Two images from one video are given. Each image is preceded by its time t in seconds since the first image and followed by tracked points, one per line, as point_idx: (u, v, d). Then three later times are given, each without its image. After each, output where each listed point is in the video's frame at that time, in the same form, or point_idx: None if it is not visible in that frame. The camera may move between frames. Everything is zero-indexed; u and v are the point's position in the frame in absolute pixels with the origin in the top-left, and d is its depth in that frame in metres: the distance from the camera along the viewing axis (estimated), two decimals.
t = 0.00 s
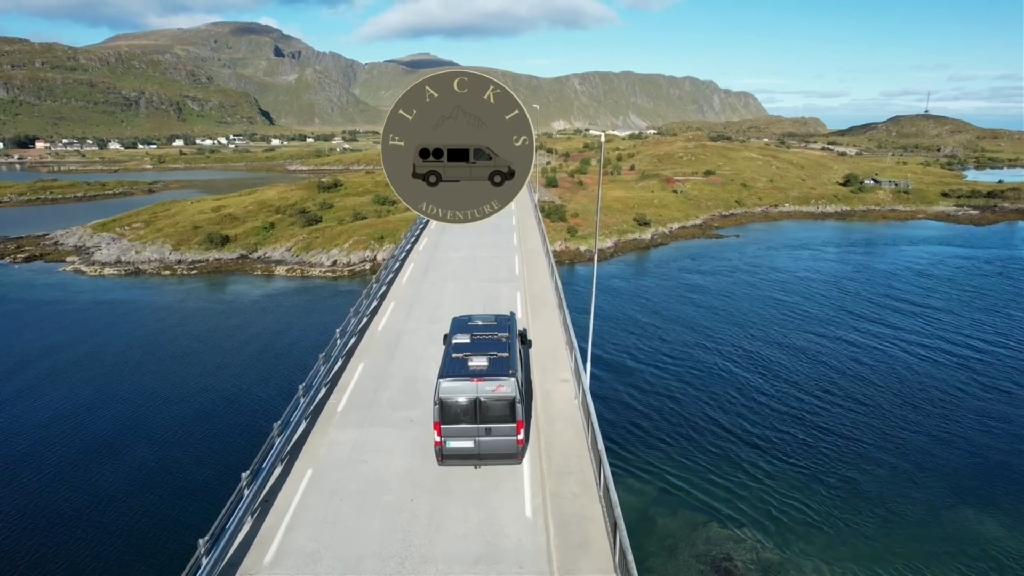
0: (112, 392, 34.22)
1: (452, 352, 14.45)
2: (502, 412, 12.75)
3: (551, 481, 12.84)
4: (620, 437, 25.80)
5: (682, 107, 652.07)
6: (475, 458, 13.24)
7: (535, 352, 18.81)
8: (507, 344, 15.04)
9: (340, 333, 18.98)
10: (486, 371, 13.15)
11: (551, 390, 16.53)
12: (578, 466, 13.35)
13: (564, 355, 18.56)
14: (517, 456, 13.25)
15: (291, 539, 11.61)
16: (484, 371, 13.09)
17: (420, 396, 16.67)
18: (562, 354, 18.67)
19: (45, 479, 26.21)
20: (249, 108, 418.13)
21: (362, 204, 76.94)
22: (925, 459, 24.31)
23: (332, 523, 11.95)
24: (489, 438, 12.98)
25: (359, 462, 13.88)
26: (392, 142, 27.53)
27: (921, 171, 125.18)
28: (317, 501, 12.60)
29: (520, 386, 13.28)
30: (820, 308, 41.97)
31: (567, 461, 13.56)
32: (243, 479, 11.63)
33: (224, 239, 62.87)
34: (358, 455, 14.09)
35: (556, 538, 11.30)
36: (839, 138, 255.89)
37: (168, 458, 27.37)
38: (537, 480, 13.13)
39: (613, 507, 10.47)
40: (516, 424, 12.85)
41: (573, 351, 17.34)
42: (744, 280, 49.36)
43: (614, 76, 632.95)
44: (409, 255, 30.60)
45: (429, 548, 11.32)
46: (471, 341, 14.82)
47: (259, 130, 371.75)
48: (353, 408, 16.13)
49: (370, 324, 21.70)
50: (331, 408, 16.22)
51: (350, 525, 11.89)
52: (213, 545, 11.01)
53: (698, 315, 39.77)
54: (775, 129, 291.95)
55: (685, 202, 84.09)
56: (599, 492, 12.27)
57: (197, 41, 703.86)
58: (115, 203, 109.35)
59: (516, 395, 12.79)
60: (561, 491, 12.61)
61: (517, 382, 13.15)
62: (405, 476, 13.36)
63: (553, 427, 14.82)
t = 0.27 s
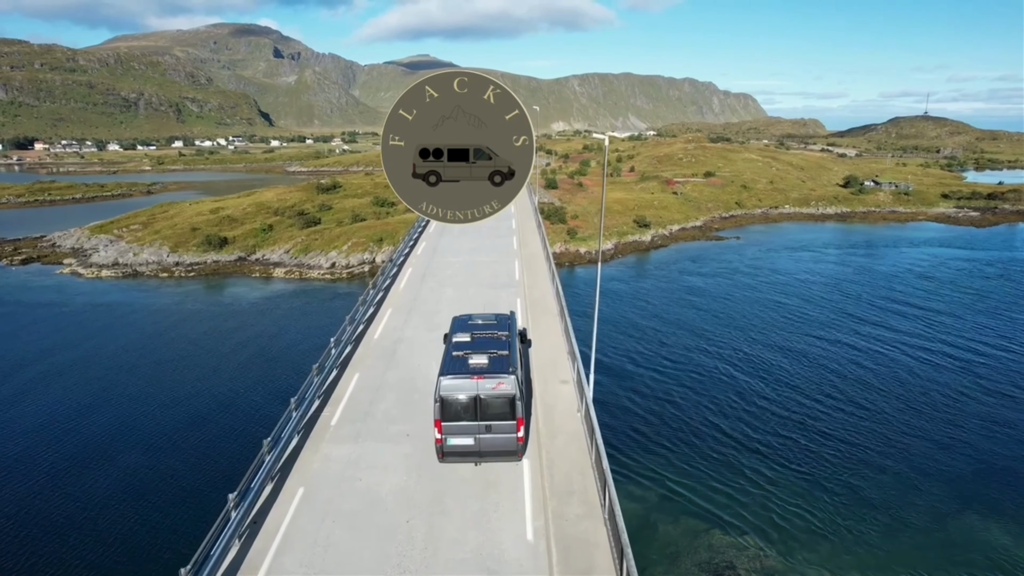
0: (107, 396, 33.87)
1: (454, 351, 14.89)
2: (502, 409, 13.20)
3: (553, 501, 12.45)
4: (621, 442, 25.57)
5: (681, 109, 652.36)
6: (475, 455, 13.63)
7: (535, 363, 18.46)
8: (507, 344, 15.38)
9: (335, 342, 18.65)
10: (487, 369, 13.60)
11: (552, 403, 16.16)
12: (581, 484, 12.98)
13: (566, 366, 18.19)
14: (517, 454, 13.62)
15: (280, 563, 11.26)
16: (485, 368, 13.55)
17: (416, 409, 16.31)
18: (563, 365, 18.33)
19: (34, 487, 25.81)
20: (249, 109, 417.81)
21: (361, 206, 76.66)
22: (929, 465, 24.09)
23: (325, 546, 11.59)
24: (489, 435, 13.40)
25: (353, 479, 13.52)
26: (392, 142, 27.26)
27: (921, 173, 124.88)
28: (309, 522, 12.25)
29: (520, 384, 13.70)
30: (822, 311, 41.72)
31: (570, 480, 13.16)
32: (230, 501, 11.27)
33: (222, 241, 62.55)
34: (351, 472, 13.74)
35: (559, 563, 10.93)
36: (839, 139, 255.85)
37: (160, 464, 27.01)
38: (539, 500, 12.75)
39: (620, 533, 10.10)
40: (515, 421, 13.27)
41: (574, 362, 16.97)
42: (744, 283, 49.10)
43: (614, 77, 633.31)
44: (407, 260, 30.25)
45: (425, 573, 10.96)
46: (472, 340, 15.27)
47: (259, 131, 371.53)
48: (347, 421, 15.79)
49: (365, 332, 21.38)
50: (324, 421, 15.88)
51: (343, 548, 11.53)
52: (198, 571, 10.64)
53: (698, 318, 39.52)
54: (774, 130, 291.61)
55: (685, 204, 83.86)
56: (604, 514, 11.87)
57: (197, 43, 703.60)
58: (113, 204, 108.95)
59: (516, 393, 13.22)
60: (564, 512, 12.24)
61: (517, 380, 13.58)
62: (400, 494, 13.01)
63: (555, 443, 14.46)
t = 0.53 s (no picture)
0: (102, 399, 33.61)
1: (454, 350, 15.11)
2: (502, 408, 13.46)
3: (555, 518, 12.16)
4: (621, 446, 25.40)
5: (681, 110, 652.77)
6: (476, 454, 13.94)
7: (535, 371, 18.21)
8: (507, 343, 15.64)
9: (330, 350, 18.39)
10: (488, 368, 13.83)
11: (554, 413, 15.90)
12: (585, 500, 12.69)
13: (567, 375, 17.89)
14: (517, 452, 13.95)
15: None
16: (485, 368, 13.76)
17: (414, 420, 16.04)
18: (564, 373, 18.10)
19: (24, 494, 25.46)
20: (248, 110, 417.58)
21: (360, 207, 76.50)
22: (932, 469, 23.94)
23: (318, 564, 11.35)
24: (490, 434, 13.69)
25: (348, 494, 13.26)
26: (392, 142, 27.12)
27: (921, 174, 124.75)
28: (301, 539, 11.99)
29: (519, 383, 13.97)
30: (822, 313, 41.59)
31: (572, 495, 12.88)
32: (220, 517, 11.01)
33: (221, 242, 62.36)
34: (346, 486, 13.49)
35: None
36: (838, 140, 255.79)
37: (154, 469, 26.73)
38: (540, 516, 12.49)
39: (626, 554, 9.87)
40: (515, 420, 13.57)
41: (576, 371, 16.67)
42: (744, 285, 48.94)
43: (614, 78, 633.61)
44: (405, 263, 30.03)
45: None
46: (472, 340, 15.49)
47: (258, 132, 371.33)
48: (342, 433, 15.52)
49: (362, 339, 21.13)
50: (319, 432, 15.62)
51: (337, 567, 11.29)
52: None
53: (698, 321, 39.34)
54: (774, 131, 291.50)
55: (685, 205, 83.73)
56: (609, 532, 11.58)
57: (196, 44, 703.43)
58: (112, 206, 108.75)
59: (515, 392, 13.49)
60: (567, 529, 11.98)
61: (516, 378, 13.82)
62: (396, 510, 12.76)
63: (556, 455, 14.18)
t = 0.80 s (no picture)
0: (96, 403, 33.23)
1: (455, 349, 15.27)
2: (502, 406, 13.64)
3: (557, 542, 11.61)
4: (622, 451, 25.10)
5: (680, 111, 653.06)
6: (476, 451, 14.17)
7: (536, 382, 17.74)
8: (507, 342, 15.86)
9: (325, 361, 17.95)
10: (489, 367, 13.97)
11: (556, 427, 15.41)
12: (589, 522, 12.12)
13: (570, 388, 17.40)
14: (516, 449, 14.16)
15: None
16: (486, 367, 13.89)
17: (410, 435, 15.55)
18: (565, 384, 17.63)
19: (14, 500, 25.07)
20: (247, 111, 417.28)
21: (359, 209, 76.25)
22: (937, 475, 23.69)
23: None
24: (490, 432, 13.91)
25: (341, 515, 12.73)
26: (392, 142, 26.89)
27: (921, 175, 124.64)
28: (291, 564, 11.45)
29: (519, 382, 14.09)
30: (824, 316, 41.38)
31: (575, 516, 12.34)
32: (205, 541, 10.49)
33: (219, 244, 62.07)
34: (339, 506, 12.97)
35: None
36: (837, 141, 255.67)
37: (149, 474, 26.47)
38: (542, 540, 11.94)
39: None
40: (514, 417, 13.77)
41: (579, 383, 16.18)
42: (745, 287, 48.74)
43: (613, 80, 633.81)
44: (403, 269, 29.65)
45: None
46: (473, 338, 15.69)
47: (257, 134, 371.05)
48: (336, 448, 15.03)
49: (358, 348, 20.72)
50: (312, 447, 15.12)
51: None
52: None
53: (699, 323, 39.14)
54: (774, 133, 291.54)
55: (685, 206, 83.55)
56: (613, 558, 11.04)
57: (195, 45, 703.07)
58: (110, 207, 108.50)
59: (515, 390, 13.65)
60: (570, 553, 11.44)
61: (516, 376, 14.00)
62: (391, 532, 12.23)
63: (559, 473, 13.66)
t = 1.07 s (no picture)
0: (89, 406, 32.97)
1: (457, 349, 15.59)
2: (503, 405, 13.82)
3: (559, 561, 11.34)
4: (622, 455, 24.92)
5: (679, 112, 653.25)
6: (477, 450, 14.32)
7: (538, 392, 17.44)
8: (507, 341, 16.15)
9: (320, 370, 17.67)
10: (489, 366, 14.19)
11: (558, 438, 15.15)
12: (592, 541, 11.83)
13: (572, 398, 17.11)
14: (516, 448, 14.29)
15: None
16: (486, 366, 14.10)
17: (407, 447, 15.27)
18: (567, 393, 17.35)
19: (8, 504, 24.89)
20: (246, 112, 416.92)
21: (358, 210, 76.02)
22: (941, 478, 23.56)
23: None
24: (490, 430, 14.05)
25: (335, 531, 12.46)
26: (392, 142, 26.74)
27: (921, 176, 124.52)
28: None
29: (519, 381, 14.28)
30: (824, 318, 41.24)
31: (577, 533, 12.05)
32: (193, 562, 10.17)
33: (217, 246, 61.85)
34: (333, 523, 12.65)
35: None
36: (837, 142, 255.38)
37: (146, 477, 26.32)
38: (543, 558, 11.66)
39: None
40: (514, 415, 13.93)
41: (581, 394, 15.91)
42: (745, 289, 48.60)
43: (612, 80, 633.88)
44: (401, 272, 29.44)
45: None
46: (473, 338, 15.96)
47: (256, 134, 370.62)
48: (331, 461, 14.73)
49: (354, 355, 20.47)
50: (306, 460, 14.82)
51: None
52: None
53: (699, 326, 39.02)
54: (774, 133, 291.08)
55: (685, 208, 83.40)
56: None
57: (195, 46, 702.67)
58: (109, 208, 108.19)
59: (515, 389, 13.85)
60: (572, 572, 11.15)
61: (516, 375, 14.22)
62: (387, 550, 11.94)
63: (560, 488, 13.36)
